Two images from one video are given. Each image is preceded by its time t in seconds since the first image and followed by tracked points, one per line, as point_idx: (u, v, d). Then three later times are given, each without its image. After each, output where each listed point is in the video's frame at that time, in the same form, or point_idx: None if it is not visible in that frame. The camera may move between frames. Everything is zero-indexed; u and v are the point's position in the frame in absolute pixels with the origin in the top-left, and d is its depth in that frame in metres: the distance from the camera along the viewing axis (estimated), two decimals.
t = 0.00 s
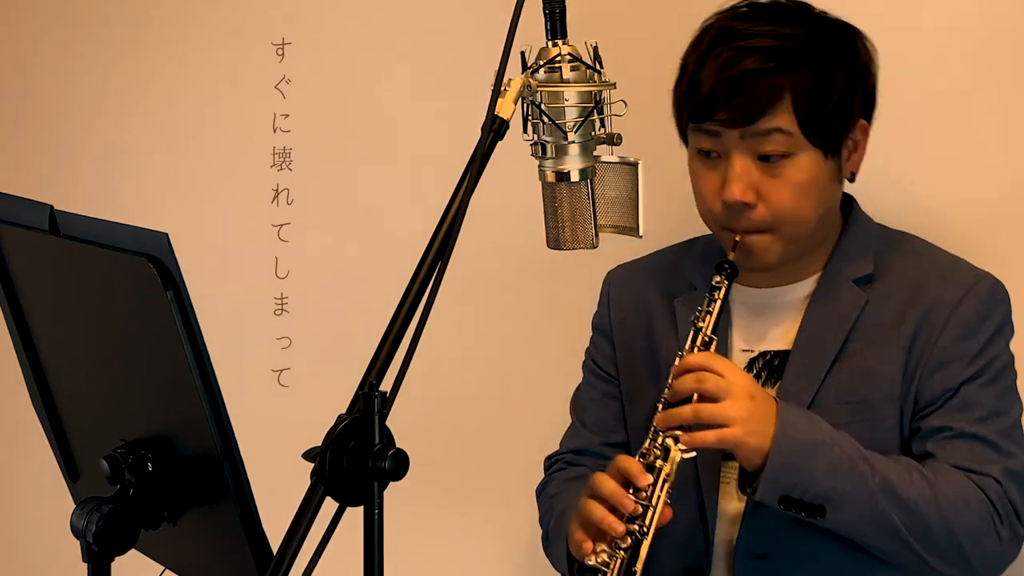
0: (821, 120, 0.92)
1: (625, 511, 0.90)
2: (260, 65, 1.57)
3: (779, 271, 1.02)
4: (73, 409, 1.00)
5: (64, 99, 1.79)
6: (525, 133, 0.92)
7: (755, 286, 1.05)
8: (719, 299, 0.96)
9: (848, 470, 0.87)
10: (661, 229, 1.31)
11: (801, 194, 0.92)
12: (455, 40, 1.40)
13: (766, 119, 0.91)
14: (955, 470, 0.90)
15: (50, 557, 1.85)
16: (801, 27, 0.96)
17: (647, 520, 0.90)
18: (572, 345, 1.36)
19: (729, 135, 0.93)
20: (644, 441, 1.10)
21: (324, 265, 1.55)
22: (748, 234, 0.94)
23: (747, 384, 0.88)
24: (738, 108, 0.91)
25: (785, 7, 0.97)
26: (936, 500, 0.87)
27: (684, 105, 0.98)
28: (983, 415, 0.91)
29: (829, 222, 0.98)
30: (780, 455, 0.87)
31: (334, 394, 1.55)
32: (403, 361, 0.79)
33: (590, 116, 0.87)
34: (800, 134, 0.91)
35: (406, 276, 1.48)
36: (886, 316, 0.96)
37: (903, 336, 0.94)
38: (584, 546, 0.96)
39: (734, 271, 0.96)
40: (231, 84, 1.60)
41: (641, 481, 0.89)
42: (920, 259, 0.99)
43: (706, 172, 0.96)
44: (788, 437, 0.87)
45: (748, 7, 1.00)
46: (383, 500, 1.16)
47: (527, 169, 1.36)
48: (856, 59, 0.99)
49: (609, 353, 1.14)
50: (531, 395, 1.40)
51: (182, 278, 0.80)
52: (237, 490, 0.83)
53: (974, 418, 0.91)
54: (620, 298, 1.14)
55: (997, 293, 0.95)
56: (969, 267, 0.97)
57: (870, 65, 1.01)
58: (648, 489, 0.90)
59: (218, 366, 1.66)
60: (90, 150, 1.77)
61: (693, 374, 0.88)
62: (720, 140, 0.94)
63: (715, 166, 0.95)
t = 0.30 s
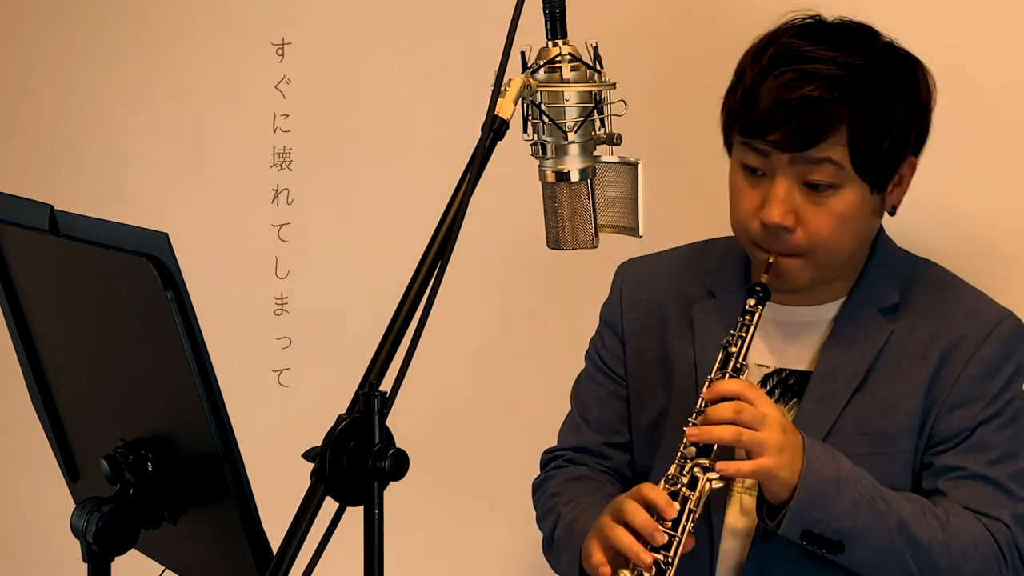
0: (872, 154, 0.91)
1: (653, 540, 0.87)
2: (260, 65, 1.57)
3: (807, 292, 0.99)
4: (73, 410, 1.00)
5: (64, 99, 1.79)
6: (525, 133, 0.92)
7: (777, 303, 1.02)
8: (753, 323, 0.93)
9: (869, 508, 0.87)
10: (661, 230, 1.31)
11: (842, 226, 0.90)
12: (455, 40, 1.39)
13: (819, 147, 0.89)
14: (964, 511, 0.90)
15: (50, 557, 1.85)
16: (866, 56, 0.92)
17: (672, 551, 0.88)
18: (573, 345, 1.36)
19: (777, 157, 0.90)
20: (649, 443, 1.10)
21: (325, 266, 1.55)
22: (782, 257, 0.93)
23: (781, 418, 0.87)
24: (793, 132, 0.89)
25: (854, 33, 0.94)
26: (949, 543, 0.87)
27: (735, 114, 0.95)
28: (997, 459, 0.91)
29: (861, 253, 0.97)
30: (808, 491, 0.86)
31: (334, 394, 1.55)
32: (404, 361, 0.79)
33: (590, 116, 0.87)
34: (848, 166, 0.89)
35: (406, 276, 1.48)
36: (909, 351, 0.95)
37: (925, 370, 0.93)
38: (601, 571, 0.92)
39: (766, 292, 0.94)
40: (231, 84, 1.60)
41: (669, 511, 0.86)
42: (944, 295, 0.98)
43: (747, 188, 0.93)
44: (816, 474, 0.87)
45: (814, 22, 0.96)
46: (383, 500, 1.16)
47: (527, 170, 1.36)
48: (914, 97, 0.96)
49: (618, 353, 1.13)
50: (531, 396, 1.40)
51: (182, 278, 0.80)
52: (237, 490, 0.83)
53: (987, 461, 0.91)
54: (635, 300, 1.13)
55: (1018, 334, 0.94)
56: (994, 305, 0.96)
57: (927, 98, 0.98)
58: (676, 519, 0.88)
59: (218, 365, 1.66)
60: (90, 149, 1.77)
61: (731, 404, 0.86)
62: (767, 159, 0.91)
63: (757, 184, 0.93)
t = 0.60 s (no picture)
0: (882, 150, 0.91)
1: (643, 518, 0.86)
2: (260, 65, 1.57)
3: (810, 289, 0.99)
4: (73, 409, 1.00)
5: (64, 98, 1.79)
6: (525, 133, 0.92)
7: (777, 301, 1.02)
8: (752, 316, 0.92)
9: (862, 499, 0.87)
10: (661, 230, 1.31)
11: (850, 220, 0.90)
12: (455, 40, 1.39)
13: (830, 139, 0.89)
14: (958, 505, 0.90)
15: (49, 556, 1.85)
16: (879, 54, 0.93)
17: (663, 530, 0.87)
18: (573, 345, 1.36)
19: (788, 148, 0.90)
20: (646, 440, 1.10)
21: (324, 266, 1.55)
22: (787, 250, 0.92)
23: (777, 407, 0.86)
24: (806, 124, 0.89)
25: (868, 32, 0.94)
26: (943, 535, 0.87)
27: (746, 106, 0.95)
28: (991, 455, 0.92)
29: (865, 252, 0.97)
30: (801, 481, 0.86)
31: (334, 394, 1.55)
32: (403, 360, 0.79)
33: (590, 116, 0.87)
34: (859, 160, 0.90)
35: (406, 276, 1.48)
36: (907, 347, 0.95)
37: (923, 365, 0.94)
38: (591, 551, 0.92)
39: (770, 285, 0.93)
40: (231, 84, 1.60)
41: (659, 488, 0.86)
42: (943, 293, 0.98)
43: (755, 180, 0.93)
44: (810, 463, 0.86)
45: (827, 20, 0.97)
46: (383, 500, 1.16)
47: (527, 170, 1.36)
48: (925, 100, 0.97)
49: (618, 349, 1.13)
50: (531, 396, 1.39)
51: (182, 278, 0.80)
52: (237, 490, 0.83)
53: (981, 456, 0.91)
54: (635, 295, 1.13)
55: (1015, 333, 0.95)
56: (991, 303, 0.97)
57: (936, 102, 0.99)
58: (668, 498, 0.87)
59: (218, 365, 1.66)
60: (90, 149, 1.77)
61: (728, 390, 0.84)
62: (777, 150, 0.91)
63: (766, 176, 0.93)
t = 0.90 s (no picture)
0: (849, 118, 0.92)
1: (623, 473, 0.88)
2: (260, 66, 1.57)
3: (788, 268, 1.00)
4: (72, 409, 1.00)
5: (64, 99, 1.79)
6: (525, 132, 0.92)
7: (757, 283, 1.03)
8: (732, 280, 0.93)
9: (847, 456, 0.86)
10: (661, 229, 1.31)
11: (822, 187, 0.91)
12: (455, 40, 1.39)
13: (796, 108, 0.91)
14: (945, 466, 0.89)
15: (48, 557, 1.85)
16: (838, 26, 0.95)
17: (644, 484, 0.88)
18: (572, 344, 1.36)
19: (756, 121, 0.92)
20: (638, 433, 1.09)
21: (324, 265, 1.55)
22: (763, 224, 0.93)
23: (755, 364, 0.86)
24: (771, 96, 0.91)
25: (827, 10, 0.97)
26: (930, 494, 0.87)
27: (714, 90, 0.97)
28: (978, 417, 0.91)
29: (842, 226, 0.97)
30: (782, 439, 0.85)
31: (334, 394, 1.55)
32: (404, 361, 0.78)
33: (590, 116, 0.87)
34: (826, 127, 0.91)
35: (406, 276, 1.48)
36: (889, 319, 0.96)
37: (905, 334, 0.94)
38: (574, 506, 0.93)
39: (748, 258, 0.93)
40: (230, 85, 1.60)
41: (641, 445, 0.87)
42: (923, 266, 0.99)
43: (728, 159, 0.95)
44: (791, 419, 0.86)
45: (787, 4, 1.00)
46: (382, 501, 1.16)
47: (527, 170, 1.36)
48: (892, 73, 0.99)
49: (608, 345, 1.14)
50: (531, 395, 1.40)
51: (182, 278, 0.80)
52: (237, 490, 0.83)
53: (967, 418, 0.91)
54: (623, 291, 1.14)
55: (996, 300, 0.95)
56: (970, 274, 0.97)
57: (902, 78, 1.01)
58: (648, 455, 0.88)
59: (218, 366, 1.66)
60: (90, 149, 1.77)
61: (706, 347, 0.85)
62: (746, 125, 0.93)
63: (738, 153, 0.94)
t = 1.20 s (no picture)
0: (830, 104, 0.95)
1: (609, 440, 0.89)
2: (260, 65, 1.57)
3: (773, 258, 1.01)
4: (72, 409, 1.00)
5: (64, 99, 1.79)
6: (525, 132, 0.92)
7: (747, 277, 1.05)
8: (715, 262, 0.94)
9: (835, 424, 0.85)
10: (660, 228, 1.31)
11: (805, 170, 0.93)
12: (455, 40, 1.39)
13: (778, 93, 0.93)
14: (936, 440, 0.88)
15: (48, 557, 1.85)
16: (819, 18, 0.98)
17: (629, 451, 0.89)
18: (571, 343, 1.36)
19: (740, 106, 0.94)
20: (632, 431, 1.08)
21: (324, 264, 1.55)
22: (748, 208, 0.94)
23: (738, 333, 0.87)
24: (754, 81, 0.93)
25: (807, 6, 1.01)
26: (920, 464, 0.86)
27: (699, 83, 1.00)
28: (968, 394, 0.90)
29: (827, 216, 0.99)
30: (767, 409, 0.85)
31: (334, 394, 1.55)
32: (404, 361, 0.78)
33: (590, 116, 0.87)
34: (808, 111, 0.93)
35: (405, 275, 1.48)
36: (876, 303, 0.96)
37: (892, 316, 0.93)
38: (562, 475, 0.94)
39: (733, 242, 0.94)
40: (230, 85, 1.60)
41: (626, 413, 0.88)
42: (909, 253, 0.99)
43: (713, 147, 0.97)
44: (776, 387, 0.85)
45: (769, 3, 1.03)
46: (382, 500, 1.16)
47: (527, 170, 1.36)
48: (871, 67, 1.01)
49: (603, 349, 1.14)
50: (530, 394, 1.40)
51: (182, 278, 0.80)
52: (237, 490, 0.83)
53: (957, 394, 0.89)
54: (617, 296, 1.14)
55: (982, 284, 0.94)
56: (954, 261, 0.97)
57: (882, 74, 1.03)
58: (633, 423, 0.89)
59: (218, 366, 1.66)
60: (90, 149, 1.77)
61: (688, 318, 0.86)
62: (730, 112, 0.95)
63: (723, 140, 0.96)
